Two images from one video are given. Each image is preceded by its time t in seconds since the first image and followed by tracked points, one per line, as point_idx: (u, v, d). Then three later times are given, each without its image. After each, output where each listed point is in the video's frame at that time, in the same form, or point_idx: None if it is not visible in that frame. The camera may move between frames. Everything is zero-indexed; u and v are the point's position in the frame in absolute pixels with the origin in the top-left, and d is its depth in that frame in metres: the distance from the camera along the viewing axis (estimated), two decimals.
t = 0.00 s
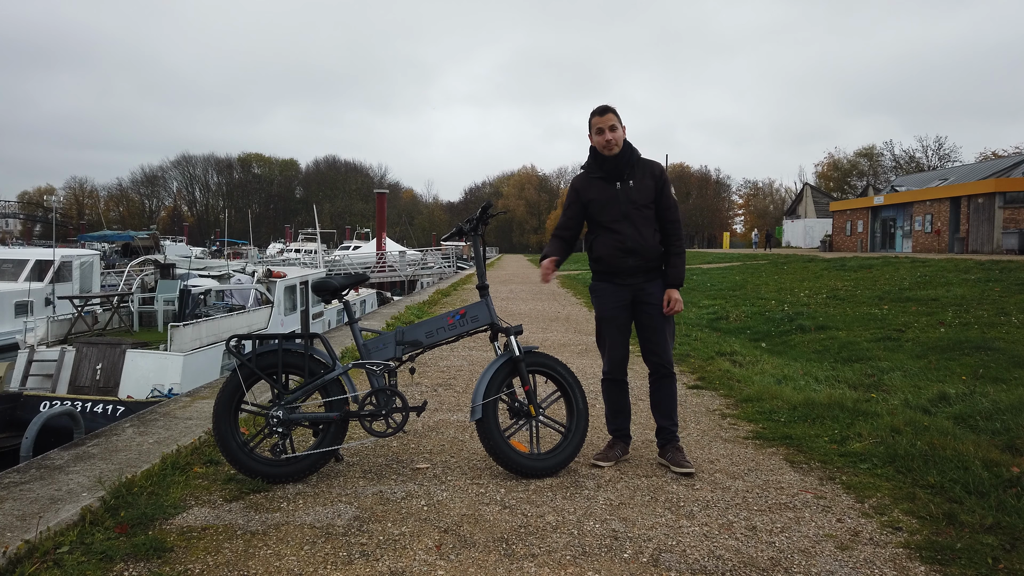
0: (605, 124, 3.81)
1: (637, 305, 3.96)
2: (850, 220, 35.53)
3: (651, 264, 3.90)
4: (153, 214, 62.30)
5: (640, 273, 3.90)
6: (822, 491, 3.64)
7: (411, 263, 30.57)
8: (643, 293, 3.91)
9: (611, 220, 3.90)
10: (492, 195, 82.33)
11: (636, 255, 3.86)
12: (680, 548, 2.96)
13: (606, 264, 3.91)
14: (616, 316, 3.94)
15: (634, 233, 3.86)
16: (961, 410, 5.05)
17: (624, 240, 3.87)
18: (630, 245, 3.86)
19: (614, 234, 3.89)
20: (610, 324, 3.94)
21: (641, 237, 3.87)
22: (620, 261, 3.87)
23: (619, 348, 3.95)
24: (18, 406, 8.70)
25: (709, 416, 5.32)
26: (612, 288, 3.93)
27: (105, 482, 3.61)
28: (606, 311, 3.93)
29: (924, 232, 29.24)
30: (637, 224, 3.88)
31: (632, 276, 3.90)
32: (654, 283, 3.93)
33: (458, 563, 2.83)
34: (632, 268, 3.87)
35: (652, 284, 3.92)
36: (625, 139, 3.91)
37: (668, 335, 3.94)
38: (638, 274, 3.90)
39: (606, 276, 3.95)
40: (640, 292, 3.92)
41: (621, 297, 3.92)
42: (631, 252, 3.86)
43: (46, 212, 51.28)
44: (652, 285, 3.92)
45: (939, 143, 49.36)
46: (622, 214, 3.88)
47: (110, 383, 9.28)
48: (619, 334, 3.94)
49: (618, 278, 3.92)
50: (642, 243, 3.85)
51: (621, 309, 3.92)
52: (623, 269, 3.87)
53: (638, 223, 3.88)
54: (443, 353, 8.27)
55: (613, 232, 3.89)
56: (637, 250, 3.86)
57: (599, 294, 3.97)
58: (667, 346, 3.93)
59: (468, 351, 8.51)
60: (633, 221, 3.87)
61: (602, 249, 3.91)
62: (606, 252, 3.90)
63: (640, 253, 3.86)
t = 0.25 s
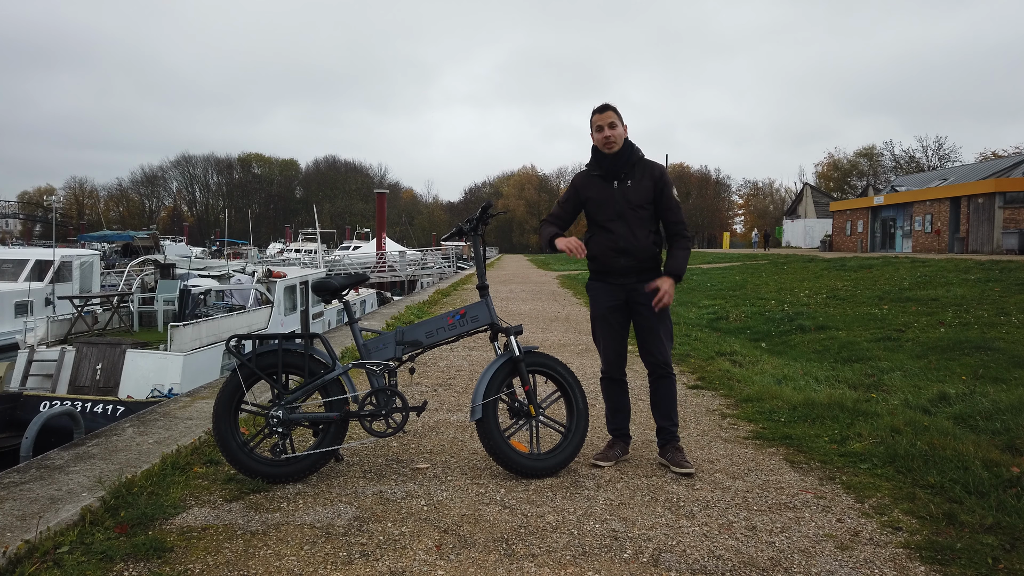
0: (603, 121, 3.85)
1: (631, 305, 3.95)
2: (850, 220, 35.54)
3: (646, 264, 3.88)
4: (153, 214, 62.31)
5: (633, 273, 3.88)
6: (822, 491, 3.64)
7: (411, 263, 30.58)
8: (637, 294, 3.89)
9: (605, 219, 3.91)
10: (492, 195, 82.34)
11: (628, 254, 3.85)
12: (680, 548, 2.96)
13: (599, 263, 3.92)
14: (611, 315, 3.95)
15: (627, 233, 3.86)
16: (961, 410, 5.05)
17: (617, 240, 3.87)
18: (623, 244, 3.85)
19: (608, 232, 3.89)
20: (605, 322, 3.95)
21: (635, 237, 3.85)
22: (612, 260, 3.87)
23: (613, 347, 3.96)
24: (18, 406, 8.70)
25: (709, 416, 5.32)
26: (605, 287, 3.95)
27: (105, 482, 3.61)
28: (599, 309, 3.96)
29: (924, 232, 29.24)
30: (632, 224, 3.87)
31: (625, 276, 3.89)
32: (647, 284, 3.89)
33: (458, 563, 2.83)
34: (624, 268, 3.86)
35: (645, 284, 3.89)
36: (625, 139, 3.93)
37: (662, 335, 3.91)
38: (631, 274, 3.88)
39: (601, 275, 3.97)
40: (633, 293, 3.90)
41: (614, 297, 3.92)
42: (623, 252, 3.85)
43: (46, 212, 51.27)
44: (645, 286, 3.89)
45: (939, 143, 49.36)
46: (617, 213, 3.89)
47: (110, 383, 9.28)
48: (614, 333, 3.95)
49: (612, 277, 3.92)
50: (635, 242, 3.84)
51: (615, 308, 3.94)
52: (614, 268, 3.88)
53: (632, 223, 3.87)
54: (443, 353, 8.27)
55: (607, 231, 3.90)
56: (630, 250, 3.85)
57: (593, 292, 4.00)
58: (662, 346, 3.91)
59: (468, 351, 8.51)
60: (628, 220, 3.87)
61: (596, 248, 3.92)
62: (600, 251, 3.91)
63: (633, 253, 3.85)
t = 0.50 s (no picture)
0: (606, 121, 3.85)
1: (629, 305, 3.95)
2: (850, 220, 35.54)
3: (644, 264, 3.88)
4: (153, 214, 62.33)
5: (631, 273, 3.88)
6: (821, 491, 3.64)
7: (411, 263, 30.58)
8: (635, 294, 3.89)
9: (605, 218, 3.92)
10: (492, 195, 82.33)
11: (627, 254, 3.86)
12: (680, 548, 2.96)
13: (597, 262, 3.93)
14: (610, 315, 3.95)
15: (626, 232, 3.87)
16: (961, 410, 5.05)
17: (615, 239, 3.88)
18: (621, 244, 3.86)
19: (607, 231, 3.91)
20: (604, 322, 3.95)
21: (633, 237, 3.86)
22: (610, 260, 3.89)
23: (611, 346, 3.96)
24: (18, 406, 8.70)
25: (709, 416, 5.32)
26: (603, 286, 3.95)
27: (105, 482, 3.61)
28: (598, 309, 3.96)
29: (924, 232, 29.24)
30: (631, 224, 3.88)
31: (623, 275, 3.89)
32: (646, 284, 3.89)
33: (458, 563, 2.83)
34: (622, 267, 3.87)
35: (643, 284, 3.89)
36: (626, 139, 3.94)
37: (661, 334, 3.90)
38: (629, 274, 3.89)
39: (599, 275, 3.97)
40: (632, 294, 3.90)
41: (612, 297, 3.92)
42: (622, 251, 3.87)
43: (46, 212, 51.30)
44: (643, 286, 3.88)
45: (939, 143, 49.35)
46: (616, 212, 3.90)
47: (110, 383, 9.28)
48: (612, 333, 3.95)
49: (610, 277, 3.93)
50: (633, 242, 3.85)
51: (614, 309, 3.93)
52: (612, 268, 3.88)
53: (631, 223, 3.87)
54: (443, 353, 8.27)
55: (606, 230, 3.91)
56: (628, 250, 3.86)
57: (591, 292, 4.00)
58: (660, 345, 3.90)
59: (469, 351, 8.51)
60: (627, 220, 3.88)
61: (594, 246, 3.94)
62: (598, 250, 3.93)
63: (631, 253, 3.85)
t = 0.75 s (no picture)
0: (604, 123, 3.84)
1: (629, 305, 3.95)
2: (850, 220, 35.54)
3: (644, 264, 3.88)
4: (153, 214, 62.33)
5: (631, 273, 3.89)
6: (821, 491, 3.64)
7: (410, 263, 30.58)
8: (634, 294, 3.89)
9: (604, 219, 3.92)
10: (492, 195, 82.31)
11: (627, 254, 3.86)
12: (680, 548, 2.96)
13: (597, 262, 3.92)
14: (609, 315, 3.95)
15: (626, 232, 3.87)
16: (961, 410, 5.05)
17: (615, 239, 3.88)
18: (621, 244, 3.87)
19: (607, 231, 3.91)
20: (603, 322, 3.95)
21: (633, 237, 3.86)
22: (610, 260, 3.88)
23: (611, 346, 3.96)
24: (18, 406, 8.70)
25: (709, 416, 5.32)
26: (603, 286, 3.94)
27: (105, 482, 3.61)
28: (598, 309, 3.96)
29: (924, 232, 29.24)
30: (630, 224, 3.88)
31: (623, 275, 3.89)
32: (645, 284, 3.89)
33: (458, 563, 2.83)
34: (622, 267, 3.87)
35: (643, 284, 3.89)
36: (625, 140, 3.93)
37: (660, 334, 3.89)
38: (629, 274, 3.89)
39: (599, 275, 3.97)
40: (631, 294, 3.90)
41: (612, 297, 3.91)
42: (622, 251, 3.87)
43: (47, 212, 51.30)
44: (644, 285, 3.88)
45: (939, 143, 49.34)
46: (615, 213, 3.90)
47: (110, 383, 9.28)
48: (612, 333, 3.95)
49: (610, 277, 3.93)
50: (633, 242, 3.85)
51: (614, 309, 3.93)
52: (613, 268, 3.88)
53: (631, 223, 3.87)
54: (443, 353, 8.27)
55: (606, 230, 3.91)
56: (628, 249, 3.86)
57: (591, 292, 4.00)
58: (659, 345, 3.90)
59: (469, 351, 8.51)
60: (627, 220, 3.88)
61: (594, 247, 3.94)
62: (598, 250, 3.93)
63: (632, 253, 3.86)
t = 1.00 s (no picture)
0: (602, 125, 3.83)
1: (629, 305, 3.95)
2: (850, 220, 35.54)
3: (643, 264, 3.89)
4: (153, 214, 62.32)
5: (631, 273, 3.89)
6: (821, 491, 3.64)
7: (410, 263, 30.58)
8: (634, 294, 3.89)
9: (604, 219, 3.92)
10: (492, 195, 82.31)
11: (627, 254, 3.86)
12: (680, 548, 2.96)
13: (597, 262, 3.92)
14: (609, 315, 3.95)
15: (626, 233, 3.87)
16: (961, 410, 5.05)
17: (615, 239, 3.88)
18: (621, 244, 3.87)
19: (606, 232, 3.91)
20: (603, 323, 3.95)
21: (633, 237, 3.86)
22: (610, 260, 3.88)
23: (610, 347, 3.96)
24: (18, 406, 8.70)
25: (709, 416, 5.32)
26: (603, 286, 3.94)
27: (105, 482, 3.61)
28: (598, 309, 3.96)
29: (924, 232, 29.24)
30: (630, 224, 3.88)
31: (623, 275, 3.90)
32: (646, 284, 3.89)
33: (458, 563, 2.83)
34: (622, 267, 3.87)
35: (643, 284, 3.89)
36: (624, 141, 3.93)
37: (659, 334, 3.89)
38: (630, 274, 3.89)
39: (598, 275, 3.96)
40: (630, 294, 3.90)
41: (612, 297, 3.91)
42: (622, 251, 3.87)
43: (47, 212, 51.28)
44: (644, 285, 3.89)
45: (939, 143, 49.34)
46: (615, 213, 3.90)
47: (110, 383, 9.28)
48: (611, 333, 3.95)
49: (610, 277, 3.93)
50: (633, 242, 3.86)
51: (613, 309, 3.93)
52: (613, 268, 3.88)
53: (631, 223, 3.88)
54: (443, 353, 8.27)
55: (606, 230, 3.91)
56: (628, 250, 3.86)
57: (591, 292, 3.99)
58: (658, 345, 3.90)
59: (469, 351, 8.51)
60: (626, 221, 3.88)
61: (594, 247, 3.94)
62: (597, 251, 3.93)
63: (631, 253, 3.86)
